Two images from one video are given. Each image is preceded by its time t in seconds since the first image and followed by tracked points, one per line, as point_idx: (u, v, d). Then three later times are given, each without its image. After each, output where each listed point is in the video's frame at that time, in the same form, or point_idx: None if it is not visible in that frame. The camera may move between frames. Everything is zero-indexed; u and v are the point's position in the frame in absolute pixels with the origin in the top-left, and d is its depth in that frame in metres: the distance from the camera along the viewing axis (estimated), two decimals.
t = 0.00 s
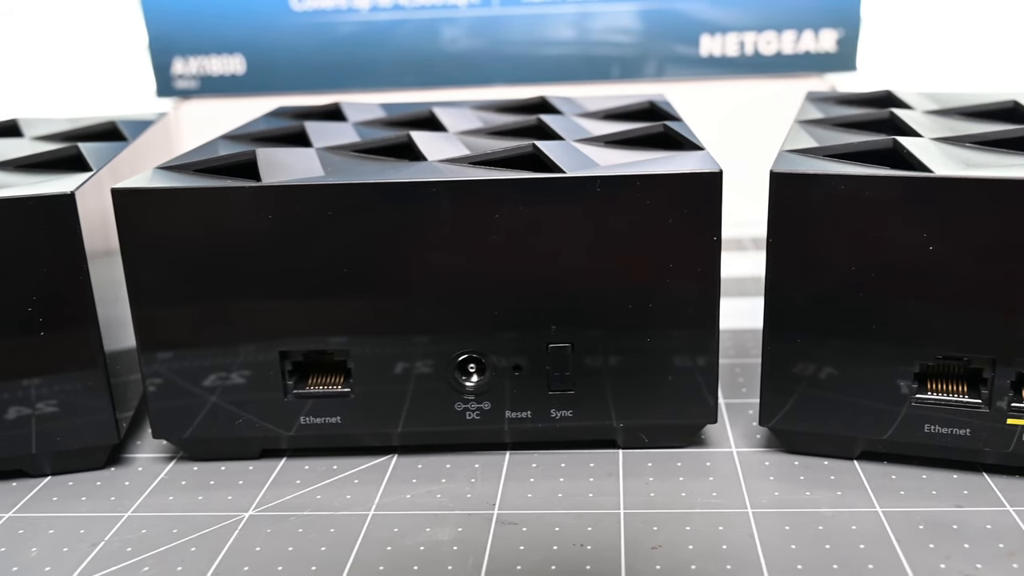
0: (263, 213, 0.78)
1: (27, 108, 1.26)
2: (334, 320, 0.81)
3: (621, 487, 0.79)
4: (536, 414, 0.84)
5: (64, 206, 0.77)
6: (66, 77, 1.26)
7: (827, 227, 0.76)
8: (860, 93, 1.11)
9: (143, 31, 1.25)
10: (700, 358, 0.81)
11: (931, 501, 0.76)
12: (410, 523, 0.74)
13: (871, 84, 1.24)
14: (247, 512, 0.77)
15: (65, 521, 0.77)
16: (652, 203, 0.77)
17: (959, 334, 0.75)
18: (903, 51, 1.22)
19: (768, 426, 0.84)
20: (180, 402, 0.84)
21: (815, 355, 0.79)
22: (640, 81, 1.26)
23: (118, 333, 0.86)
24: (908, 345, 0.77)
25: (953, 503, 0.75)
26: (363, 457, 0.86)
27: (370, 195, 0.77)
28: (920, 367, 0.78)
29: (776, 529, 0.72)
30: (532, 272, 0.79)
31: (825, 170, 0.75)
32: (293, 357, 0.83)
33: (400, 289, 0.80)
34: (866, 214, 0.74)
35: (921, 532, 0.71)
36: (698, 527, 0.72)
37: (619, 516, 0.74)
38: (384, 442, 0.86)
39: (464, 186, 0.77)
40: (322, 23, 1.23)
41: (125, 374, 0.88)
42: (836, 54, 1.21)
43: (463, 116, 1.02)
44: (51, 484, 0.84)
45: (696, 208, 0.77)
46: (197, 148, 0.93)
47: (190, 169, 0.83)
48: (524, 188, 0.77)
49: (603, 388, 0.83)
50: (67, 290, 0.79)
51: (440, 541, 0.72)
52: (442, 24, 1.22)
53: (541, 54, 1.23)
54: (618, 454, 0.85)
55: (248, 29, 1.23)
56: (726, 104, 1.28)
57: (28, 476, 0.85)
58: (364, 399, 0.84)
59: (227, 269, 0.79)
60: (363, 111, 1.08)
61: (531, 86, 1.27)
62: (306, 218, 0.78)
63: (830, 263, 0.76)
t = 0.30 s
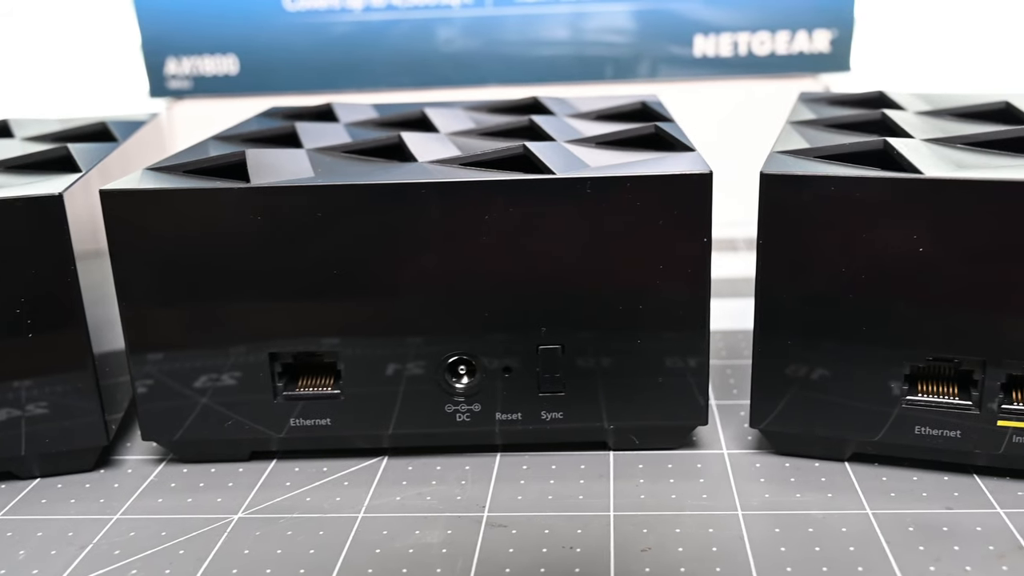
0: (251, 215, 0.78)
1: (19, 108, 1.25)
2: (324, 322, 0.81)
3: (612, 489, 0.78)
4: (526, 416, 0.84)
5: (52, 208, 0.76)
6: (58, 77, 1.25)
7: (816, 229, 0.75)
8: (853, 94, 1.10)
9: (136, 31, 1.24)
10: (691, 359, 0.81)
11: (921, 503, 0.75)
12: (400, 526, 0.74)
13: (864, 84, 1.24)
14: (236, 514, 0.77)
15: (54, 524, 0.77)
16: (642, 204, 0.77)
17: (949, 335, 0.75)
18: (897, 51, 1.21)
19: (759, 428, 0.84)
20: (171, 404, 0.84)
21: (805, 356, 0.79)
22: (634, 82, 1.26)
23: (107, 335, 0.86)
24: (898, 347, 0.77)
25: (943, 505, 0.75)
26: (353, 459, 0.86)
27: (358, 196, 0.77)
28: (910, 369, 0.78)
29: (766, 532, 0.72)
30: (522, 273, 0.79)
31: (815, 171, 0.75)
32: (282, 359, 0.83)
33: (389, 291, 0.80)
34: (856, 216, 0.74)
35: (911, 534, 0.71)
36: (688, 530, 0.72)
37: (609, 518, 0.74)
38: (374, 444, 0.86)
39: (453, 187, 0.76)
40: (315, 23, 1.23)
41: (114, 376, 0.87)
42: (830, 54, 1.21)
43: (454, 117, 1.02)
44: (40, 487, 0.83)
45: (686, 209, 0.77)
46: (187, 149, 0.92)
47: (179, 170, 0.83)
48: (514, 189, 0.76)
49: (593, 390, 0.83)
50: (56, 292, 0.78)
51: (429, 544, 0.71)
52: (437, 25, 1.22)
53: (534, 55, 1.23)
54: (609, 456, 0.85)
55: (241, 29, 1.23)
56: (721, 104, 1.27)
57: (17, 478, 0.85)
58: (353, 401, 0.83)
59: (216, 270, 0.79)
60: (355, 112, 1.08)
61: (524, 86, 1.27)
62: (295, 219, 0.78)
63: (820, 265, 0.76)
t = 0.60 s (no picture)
0: (235, 217, 0.77)
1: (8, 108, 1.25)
2: (308, 324, 0.81)
3: (596, 491, 0.79)
4: (511, 418, 0.84)
5: (36, 211, 0.76)
6: (47, 77, 1.25)
7: (800, 231, 0.76)
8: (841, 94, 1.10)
9: (126, 31, 1.24)
10: (676, 361, 0.81)
11: (904, 505, 0.76)
12: (383, 528, 0.74)
13: (854, 84, 1.24)
14: (221, 517, 0.77)
15: (38, 527, 0.77)
16: (625, 206, 0.77)
17: (931, 337, 0.75)
18: (886, 51, 1.21)
19: (744, 429, 0.84)
20: (157, 406, 0.83)
21: (790, 357, 0.79)
22: (624, 82, 1.26)
23: (91, 338, 0.86)
24: (882, 349, 0.77)
25: (926, 506, 0.75)
26: (338, 461, 0.86)
27: (342, 199, 0.77)
28: (894, 370, 0.78)
29: (749, 534, 0.72)
30: (506, 276, 0.79)
31: (798, 173, 0.75)
32: (267, 361, 0.83)
33: (373, 293, 0.80)
34: (839, 218, 0.74)
35: (893, 536, 0.71)
36: (671, 532, 0.72)
37: (593, 520, 0.74)
38: (360, 446, 0.86)
39: (437, 190, 0.76)
40: (305, 23, 1.23)
41: (99, 378, 0.87)
42: (819, 54, 1.21)
43: (442, 118, 1.02)
44: (24, 489, 0.83)
45: (670, 211, 0.77)
46: (173, 151, 0.92)
47: (164, 172, 0.83)
48: (497, 192, 0.76)
49: (578, 391, 0.83)
50: (40, 294, 0.78)
51: (413, 547, 0.71)
52: (428, 25, 1.22)
53: (524, 55, 1.23)
54: (594, 457, 0.85)
55: (231, 29, 1.23)
56: (712, 104, 1.27)
57: (2, 481, 0.85)
58: (339, 403, 0.83)
59: (200, 273, 0.79)
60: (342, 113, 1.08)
61: (514, 86, 1.27)
62: (279, 221, 0.78)
63: (804, 266, 0.76)
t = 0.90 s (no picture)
0: (226, 219, 0.78)
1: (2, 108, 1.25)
2: (298, 325, 0.81)
3: (586, 493, 0.79)
4: (501, 419, 0.84)
5: (26, 213, 0.77)
6: (42, 77, 1.25)
7: (789, 233, 0.76)
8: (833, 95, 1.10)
9: (121, 31, 1.24)
10: (667, 362, 0.81)
11: (893, 506, 0.76)
12: (373, 530, 0.74)
13: (848, 85, 1.24)
14: (211, 519, 0.77)
15: (29, 529, 0.77)
16: (615, 208, 0.77)
17: (920, 339, 0.76)
18: (879, 51, 1.22)
19: (734, 431, 0.84)
20: (150, 406, 0.84)
21: (779, 359, 0.80)
22: (618, 82, 1.26)
23: (83, 340, 0.86)
24: (872, 350, 0.77)
25: (915, 507, 0.75)
26: (329, 463, 0.86)
27: (332, 200, 0.77)
28: (883, 372, 0.79)
29: (738, 535, 0.72)
30: (496, 277, 0.79)
31: (788, 176, 0.75)
32: (258, 363, 0.83)
33: (364, 295, 0.80)
34: (828, 221, 0.75)
35: (882, 538, 0.72)
36: (661, 534, 0.73)
37: (582, 522, 0.74)
38: (351, 447, 0.86)
39: (427, 192, 0.77)
40: (299, 24, 1.23)
41: (90, 380, 0.87)
42: (812, 55, 1.21)
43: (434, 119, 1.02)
44: (15, 491, 0.83)
45: (660, 213, 0.77)
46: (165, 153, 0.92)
47: (155, 173, 0.83)
48: (487, 194, 0.76)
49: (568, 393, 0.83)
50: (31, 295, 0.78)
51: (402, 548, 0.72)
52: (422, 26, 1.22)
53: (517, 55, 1.23)
54: (585, 459, 0.85)
55: (225, 29, 1.23)
56: (706, 104, 1.27)
57: None
58: (329, 404, 0.84)
59: (191, 274, 0.79)
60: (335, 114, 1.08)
61: (507, 87, 1.27)
62: (269, 224, 0.78)
63: (793, 269, 0.77)
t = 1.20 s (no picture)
0: (217, 221, 0.78)
1: None
2: (290, 326, 0.81)
3: (577, 493, 0.79)
4: (493, 420, 0.84)
5: (18, 214, 0.77)
6: (36, 78, 1.25)
7: (778, 235, 0.76)
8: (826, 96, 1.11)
9: (115, 31, 1.24)
10: (658, 362, 0.82)
11: (882, 506, 0.76)
12: (364, 531, 0.74)
13: (842, 85, 1.25)
14: (202, 520, 0.77)
15: (20, 530, 0.77)
16: (605, 210, 0.77)
17: (908, 340, 0.76)
18: (872, 52, 1.22)
19: (725, 432, 0.84)
20: (143, 407, 0.84)
21: (770, 360, 0.80)
22: (612, 83, 1.26)
23: (75, 341, 0.86)
24: (862, 351, 0.77)
25: (904, 508, 0.76)
26: (321, 464, 0.86)
27: (323, 202, 0.77)
28: (872, 373, 0.79)
29: (728, 536, 0.72)
30: (487, 278, 0.79)
31: (777, 178, 0.75)
32: (249, 364, 0.83)
33: (355, 296, 0.80)
34: (817, 222, 0.75)
35: (871, 538, 0.72)
36: (651, 534, 0.73)
37: (573, 522, 0.75)
38: (343, 448, 0.86)
39: (418, 193, 0.77)
40: (293, 24, 1.23)
41: (83, 381, 0.88)
42: (806, 55, 1.21)
43: (426, 120, 1.02)
44: (7, 492, 0.84)
45: (650, 215, 0.77)
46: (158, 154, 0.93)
47: (147, 175, 0.83)
48: (478, 195, 0.77)
49: (559, 394, 0.83)
50: (23, 297, 0.79)
51: (393, 549, 0.72)
52: (416, 26, 1.22)
53: (511, 56, 1.23)
54: (576, 459, 0.85)
55: (220, 30, 1.23)
56: (700, 105, 1.27)
57: None
58: (321, 405, 0.84)
59: (182, 275, 0.79)
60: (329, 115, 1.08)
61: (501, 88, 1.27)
62: (260, 226, 0.78)
63: (782, 271, 0.77)
